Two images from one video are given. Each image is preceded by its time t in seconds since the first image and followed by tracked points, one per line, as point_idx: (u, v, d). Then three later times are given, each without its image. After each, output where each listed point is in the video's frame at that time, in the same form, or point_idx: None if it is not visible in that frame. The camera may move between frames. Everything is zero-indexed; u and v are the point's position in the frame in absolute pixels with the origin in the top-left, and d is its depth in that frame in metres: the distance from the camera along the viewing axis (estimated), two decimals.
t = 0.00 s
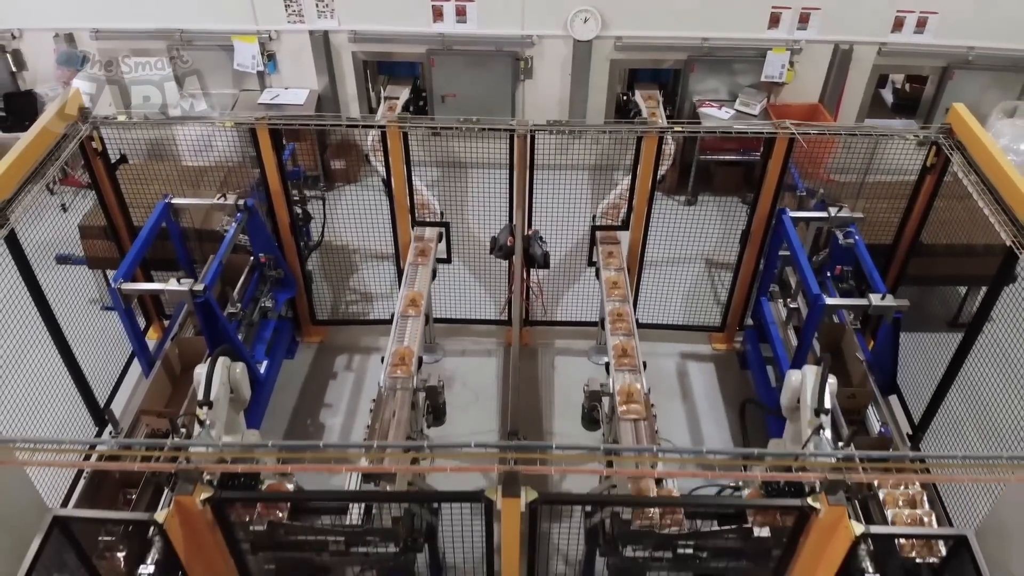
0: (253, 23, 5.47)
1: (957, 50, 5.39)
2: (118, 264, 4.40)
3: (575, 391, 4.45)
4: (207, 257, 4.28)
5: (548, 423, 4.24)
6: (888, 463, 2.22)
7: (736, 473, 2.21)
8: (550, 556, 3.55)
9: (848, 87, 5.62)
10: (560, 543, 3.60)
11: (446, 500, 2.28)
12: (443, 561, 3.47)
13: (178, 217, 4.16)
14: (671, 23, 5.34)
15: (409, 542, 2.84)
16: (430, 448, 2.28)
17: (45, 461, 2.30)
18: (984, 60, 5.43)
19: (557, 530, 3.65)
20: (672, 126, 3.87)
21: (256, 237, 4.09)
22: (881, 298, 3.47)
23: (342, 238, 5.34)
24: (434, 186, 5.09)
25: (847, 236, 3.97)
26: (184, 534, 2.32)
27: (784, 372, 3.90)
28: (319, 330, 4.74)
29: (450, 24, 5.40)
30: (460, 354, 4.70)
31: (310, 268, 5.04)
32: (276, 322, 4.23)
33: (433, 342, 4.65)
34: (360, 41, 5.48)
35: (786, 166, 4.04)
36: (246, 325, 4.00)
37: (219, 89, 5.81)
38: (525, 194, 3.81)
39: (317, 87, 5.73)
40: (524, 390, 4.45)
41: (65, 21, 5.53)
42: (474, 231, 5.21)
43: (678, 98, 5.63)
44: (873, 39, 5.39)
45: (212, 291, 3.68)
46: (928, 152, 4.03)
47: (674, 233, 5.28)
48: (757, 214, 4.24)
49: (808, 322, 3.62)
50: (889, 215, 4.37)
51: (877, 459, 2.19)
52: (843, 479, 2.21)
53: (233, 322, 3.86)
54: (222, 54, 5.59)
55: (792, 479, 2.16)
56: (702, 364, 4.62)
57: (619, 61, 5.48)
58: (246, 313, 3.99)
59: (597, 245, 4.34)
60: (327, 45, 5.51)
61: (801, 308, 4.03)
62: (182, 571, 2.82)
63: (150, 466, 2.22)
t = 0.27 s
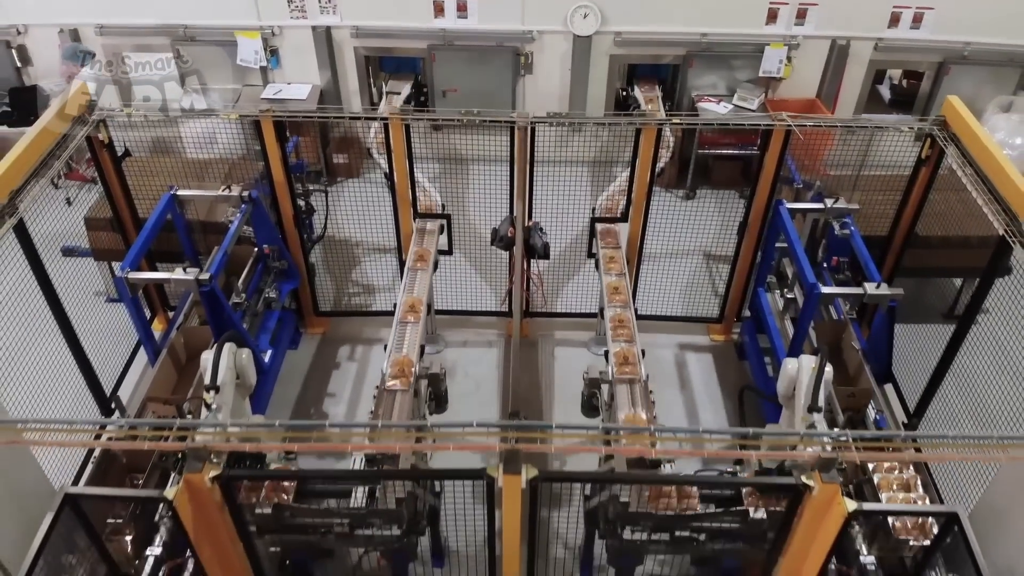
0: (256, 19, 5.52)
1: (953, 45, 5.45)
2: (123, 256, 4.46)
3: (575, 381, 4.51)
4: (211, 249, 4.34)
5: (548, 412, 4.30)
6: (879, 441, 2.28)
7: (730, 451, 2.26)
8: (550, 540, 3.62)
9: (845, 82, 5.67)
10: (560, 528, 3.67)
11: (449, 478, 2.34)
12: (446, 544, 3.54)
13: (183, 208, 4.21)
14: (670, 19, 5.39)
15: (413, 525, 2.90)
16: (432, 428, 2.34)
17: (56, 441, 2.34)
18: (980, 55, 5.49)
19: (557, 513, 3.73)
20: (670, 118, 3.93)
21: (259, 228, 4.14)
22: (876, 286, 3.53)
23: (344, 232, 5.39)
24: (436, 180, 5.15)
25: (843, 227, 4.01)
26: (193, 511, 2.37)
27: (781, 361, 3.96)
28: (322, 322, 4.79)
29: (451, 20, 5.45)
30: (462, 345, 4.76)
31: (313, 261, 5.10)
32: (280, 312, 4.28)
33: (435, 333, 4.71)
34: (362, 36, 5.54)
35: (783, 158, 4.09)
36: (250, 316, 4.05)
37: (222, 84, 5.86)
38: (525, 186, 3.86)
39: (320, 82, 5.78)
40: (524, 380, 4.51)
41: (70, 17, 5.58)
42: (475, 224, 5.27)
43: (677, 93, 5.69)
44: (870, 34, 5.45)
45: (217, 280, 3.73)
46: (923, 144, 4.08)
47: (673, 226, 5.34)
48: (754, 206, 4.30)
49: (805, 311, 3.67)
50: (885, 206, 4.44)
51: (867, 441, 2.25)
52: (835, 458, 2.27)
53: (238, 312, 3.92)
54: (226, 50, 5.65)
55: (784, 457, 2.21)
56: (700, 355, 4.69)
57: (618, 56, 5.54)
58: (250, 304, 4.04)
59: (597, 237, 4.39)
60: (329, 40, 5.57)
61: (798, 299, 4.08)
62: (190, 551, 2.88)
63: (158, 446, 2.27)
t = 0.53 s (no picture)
0: (260, 12, 5.60)
1: (948, 38, 5.52)
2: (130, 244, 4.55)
3: (575, 367, 4.60)
4: (217, 237, 4.41)
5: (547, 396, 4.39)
6: (868, 412, 2.35)
7: (724, 422, 2.33)
8: (550, 520, 3.70)
9: (841, 75, 5.75)
10: (559, 507, 3.75)
11: (451, 448, 2.42)
12: (448, 523, 3.63)
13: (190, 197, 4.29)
14: (668, 12, 5.46)
15: (417, 500, 2.98)
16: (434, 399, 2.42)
17: (70, 413, 2.42)
18: (974, 48, 5.56)
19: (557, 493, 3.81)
20: (668, 107, 4.00)
21: (265, 216, 4.23)
22: (869, 271, 3.61)
23: (347, 223, 5.47)
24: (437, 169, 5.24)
25: (837, 214, 4.09)
26: (204, 481, 2.45)
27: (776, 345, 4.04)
28: (325, 309, 4.88)
29: (452, 13, 5.52)
30: (463, 333, 4.89)
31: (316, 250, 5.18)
32: (284, 299, 4.36)
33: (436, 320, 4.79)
34: (364, 29, 5.61)
35: (778, 146, 4.17)
36: (256, 302, 4.13)
37: (226, 76, 5.93)
38: (525, 174, 3.93)
39: (323, 75, 5.86)
40: (524, 366, 4.59)
41: (76, 10, 5.66)
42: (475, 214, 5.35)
43: (675, 85, 5.77)
44: (865, 28, 5.52)
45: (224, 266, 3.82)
46: (914, 133, 4.18)
47: (670, 216, 5.42)
48: (751, 194, 4.37)
49: (800, 295, 3.76)
50: (879, 195, 4.52)
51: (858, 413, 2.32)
52: (825, 428, 2.34)
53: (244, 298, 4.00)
54: (230, 43, 5.73)
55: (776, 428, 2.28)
56: (697, 342, 4.78)
57: (617, 49, 5.62)
58: (255, 290, 4.12)
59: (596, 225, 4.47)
60: (332, 34, 5.66)
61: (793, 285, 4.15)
62: (199, 524, 2.96)
63: (171, 417, 2.34)
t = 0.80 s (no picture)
0: (263, 7, 5.68)
1: (942, 32, 5.59)
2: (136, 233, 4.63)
3: (573, 354, 4.68)
4: (223, 225, 4.49)
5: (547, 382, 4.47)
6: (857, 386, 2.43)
7: (717, 396, 2.40)
8: (549, 501, 3.76)
9: (836, 68, 5.83)
10: (558, 488, 3.82)
11: (452, 420, 2.51)
12: (448, 504, 3.69)
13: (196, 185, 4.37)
14: (666, 6, 5.54)
15: (418, 478, 3.04)
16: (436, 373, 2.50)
17: (82, 387, 2.49)
18: (968, 41, 5.63)
19: (556, 475, 3.87)
20: (665, 97, 4.08)
21: (269, 205, 4.31)
22: (861, 256, 3.69)
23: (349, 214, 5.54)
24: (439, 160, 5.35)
25: (832, 202, 4.17)
26: (213, 451, 2.52)
27: (771, 330, 4.12)
28: (328, 298, 4.96)
29: (453, 8, 5.60)
30: (463, 321, 4.99)
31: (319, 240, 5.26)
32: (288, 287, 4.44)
33: (438, 309, 4.88)
34: (367, 23, 5.69)
35: (773, 136, 4.25)
36: (260, 289, 4.21)
37: (230, 70, 6.00)
38: (525, 163, 4.01)
39: (325, 69, 5.94)
40: (523, 354, 4.67)
41: (83, 5, 5.73)
42: (476, 206, 5.45)
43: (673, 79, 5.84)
44: (860, 21, 5.60)
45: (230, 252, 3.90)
46: (907, 123, 4.25)
47: (668, 208, 5.50)
48: (746, 183, 4.46)
49: (794, 280, 3.84)
50: (873, 185, 4.59)
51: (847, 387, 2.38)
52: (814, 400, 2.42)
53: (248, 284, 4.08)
54: (234, 37, 5.80)
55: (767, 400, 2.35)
56: (694, 330, 4.86)
57: (616, 43, 5.69)
58: (260, 277, 4.19)
59: (595, 214, 4.56)
60: (334, 28, 5.74)
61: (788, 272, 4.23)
62: (206, 500, 3.03)
63: (181, 390, 2.41)
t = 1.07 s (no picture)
0: (267, 1, 5.75)
1: (936, 27, 5.66)
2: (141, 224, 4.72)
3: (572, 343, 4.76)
4: (227, 216, 4.57)
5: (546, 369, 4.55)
6: (848, 364, 2.49)
7: (712, 373, 2.47)
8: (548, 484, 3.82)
9: (832, 62, 5.90)
10: (557, 472, 3.91)
11: (455, 397, 2.59)
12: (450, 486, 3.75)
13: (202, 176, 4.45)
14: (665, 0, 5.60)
15: (422, 457, 3.12)
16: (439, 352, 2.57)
17: (93, 365, 2.55)
18: (962, 36, 5.69)
19: (555, 460, 3.96)
20: (662, 88, 4.15)
21: (274, 195, 4.39)
22: (855, 244, 3.78)
23: (352, 206, 5.61)
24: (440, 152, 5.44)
25: (826, 191, 4.24)
26: (221, 427, 2.60)
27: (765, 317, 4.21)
28: (331, 288, 5.06)
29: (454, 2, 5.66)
30: (464, 310, 5.09)
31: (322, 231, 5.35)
32: (292, 276, 4.52)
33: (439, 299, 4.96)
34: (368, 18, 5.77)
35: (769, 126, 4.34)
36: (265, 277, 4.29)
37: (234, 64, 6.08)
38: (525, 153, 4.08)
39: (328, 63, 6.02)
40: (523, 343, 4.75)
41: None
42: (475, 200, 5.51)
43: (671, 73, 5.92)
44: (856, 16, 5.67)
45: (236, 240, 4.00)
46: (901, 113, 4.34)
47: (667, 200, 5.58)
48: (742, 173, 4.53)
49: (788, 267, 3.93)
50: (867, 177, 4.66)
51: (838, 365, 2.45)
52: (806, 377, 2.49)
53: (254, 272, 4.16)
54: (238, 31, 5.88)
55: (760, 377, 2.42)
56: (692, 319, 4.93)
57: (615, 37, 5.76)
58: (265, 265, 4.27)
59: (594, 205, 4.64)
60: (336, 22, 5.81)
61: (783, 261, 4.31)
62: (214, 480, 3.10)
63: (191, 366, 2.48)
